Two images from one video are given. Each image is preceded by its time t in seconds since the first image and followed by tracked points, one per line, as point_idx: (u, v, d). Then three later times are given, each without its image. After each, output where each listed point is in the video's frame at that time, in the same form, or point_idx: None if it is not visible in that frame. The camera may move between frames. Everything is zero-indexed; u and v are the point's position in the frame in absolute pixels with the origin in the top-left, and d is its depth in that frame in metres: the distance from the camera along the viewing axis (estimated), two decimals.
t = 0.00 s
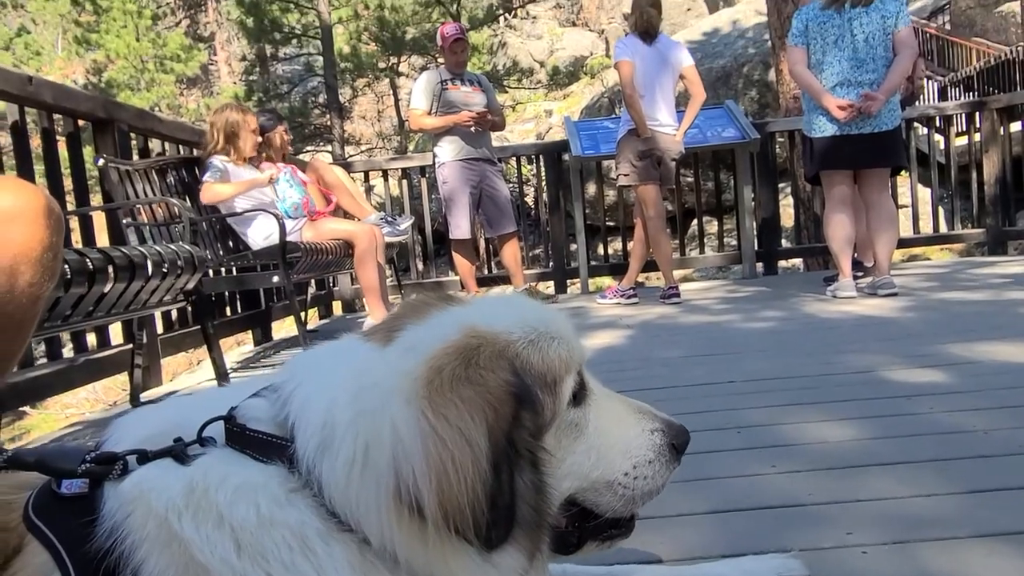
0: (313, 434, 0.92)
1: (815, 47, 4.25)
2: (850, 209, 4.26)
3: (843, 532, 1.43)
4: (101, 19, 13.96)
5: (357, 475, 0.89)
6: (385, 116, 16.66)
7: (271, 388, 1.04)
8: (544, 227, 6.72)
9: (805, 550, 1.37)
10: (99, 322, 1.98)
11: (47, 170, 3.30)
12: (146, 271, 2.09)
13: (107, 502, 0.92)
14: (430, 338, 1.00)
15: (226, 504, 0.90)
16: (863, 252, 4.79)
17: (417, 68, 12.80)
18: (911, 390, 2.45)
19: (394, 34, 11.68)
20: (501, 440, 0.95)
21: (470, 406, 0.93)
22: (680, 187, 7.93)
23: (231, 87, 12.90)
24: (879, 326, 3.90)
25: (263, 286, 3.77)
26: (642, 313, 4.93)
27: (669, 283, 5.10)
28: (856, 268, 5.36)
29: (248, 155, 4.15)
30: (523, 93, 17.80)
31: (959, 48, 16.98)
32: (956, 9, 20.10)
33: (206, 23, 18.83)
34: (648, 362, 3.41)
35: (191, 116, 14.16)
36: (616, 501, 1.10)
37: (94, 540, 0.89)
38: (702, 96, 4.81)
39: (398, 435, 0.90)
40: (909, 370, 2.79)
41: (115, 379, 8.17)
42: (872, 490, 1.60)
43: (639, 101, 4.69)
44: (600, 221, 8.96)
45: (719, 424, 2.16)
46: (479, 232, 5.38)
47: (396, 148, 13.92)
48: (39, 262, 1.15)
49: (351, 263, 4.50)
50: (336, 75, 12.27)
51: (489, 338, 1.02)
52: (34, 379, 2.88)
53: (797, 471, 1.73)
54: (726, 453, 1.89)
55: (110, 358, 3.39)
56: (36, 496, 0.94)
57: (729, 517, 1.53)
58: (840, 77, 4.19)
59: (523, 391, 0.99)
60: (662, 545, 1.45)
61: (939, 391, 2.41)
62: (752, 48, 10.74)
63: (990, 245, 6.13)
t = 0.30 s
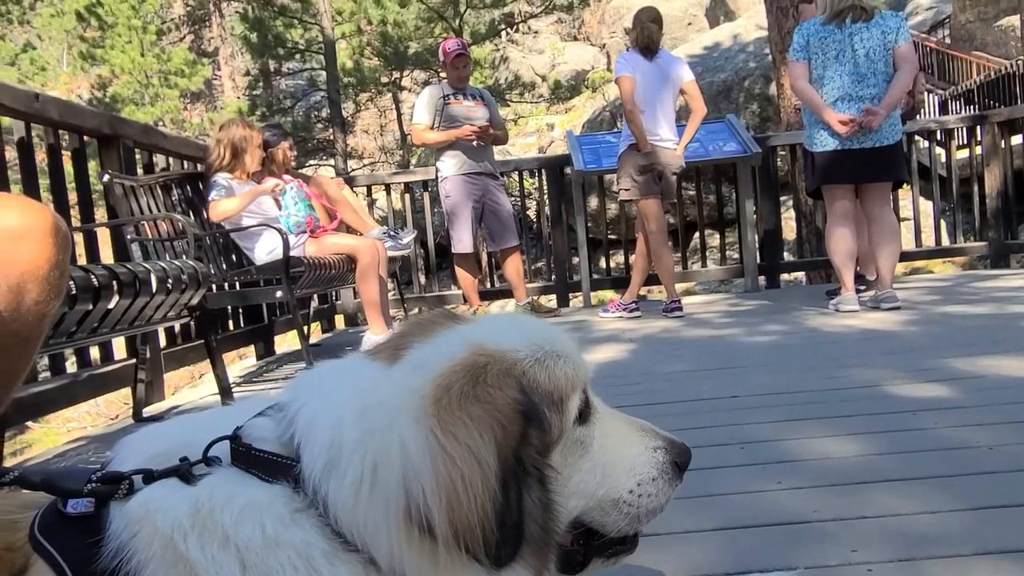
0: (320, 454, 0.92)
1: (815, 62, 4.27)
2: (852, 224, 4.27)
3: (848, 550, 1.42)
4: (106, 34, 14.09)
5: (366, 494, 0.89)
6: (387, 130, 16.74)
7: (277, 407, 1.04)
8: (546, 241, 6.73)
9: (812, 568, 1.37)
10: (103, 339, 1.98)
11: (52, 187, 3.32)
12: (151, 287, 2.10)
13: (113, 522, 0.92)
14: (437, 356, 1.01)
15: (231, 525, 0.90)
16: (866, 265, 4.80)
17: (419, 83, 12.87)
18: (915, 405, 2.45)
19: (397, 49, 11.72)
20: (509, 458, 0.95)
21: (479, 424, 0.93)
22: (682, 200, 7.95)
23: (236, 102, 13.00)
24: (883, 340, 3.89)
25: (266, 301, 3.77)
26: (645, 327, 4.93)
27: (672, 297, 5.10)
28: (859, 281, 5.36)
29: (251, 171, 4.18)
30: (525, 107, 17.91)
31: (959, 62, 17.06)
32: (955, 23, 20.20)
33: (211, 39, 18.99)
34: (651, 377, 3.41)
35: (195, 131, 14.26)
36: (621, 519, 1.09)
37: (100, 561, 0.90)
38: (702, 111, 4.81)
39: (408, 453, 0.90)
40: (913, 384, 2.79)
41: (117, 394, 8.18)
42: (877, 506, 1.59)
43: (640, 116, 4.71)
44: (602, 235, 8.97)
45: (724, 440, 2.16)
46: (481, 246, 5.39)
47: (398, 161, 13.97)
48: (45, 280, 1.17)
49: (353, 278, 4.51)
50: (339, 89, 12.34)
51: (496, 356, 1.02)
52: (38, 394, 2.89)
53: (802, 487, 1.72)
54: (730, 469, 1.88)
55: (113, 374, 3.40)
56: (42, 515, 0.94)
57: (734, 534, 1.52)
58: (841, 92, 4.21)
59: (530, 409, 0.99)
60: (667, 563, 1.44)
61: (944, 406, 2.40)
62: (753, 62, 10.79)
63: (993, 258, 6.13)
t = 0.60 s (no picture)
0: (325, 471, 0.92)
1: (816, 71, 4.28)
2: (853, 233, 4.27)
3: (852, 563, 1.42)
4: (108, 44, 14.18)
5: (373, 511, 0.89)
6: (388, 138, 16.79)
7: (282, 423, 1.04)
8: (547, 250, 6.74)
9: None
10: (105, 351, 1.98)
11: (55, 198, 3.33)
12: (154, 300, 2.10)
13: (119, 540, 0.92)
14: (443, 372, 1.01)
15: (236, 543, 0.90)
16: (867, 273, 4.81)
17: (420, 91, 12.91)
18: (918, 415, 2.45)
19: (398, 58, 11.71)
20: (515, 474, 0.95)
21: (485, 441, 0.94)
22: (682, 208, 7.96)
23: (237, 112, 13.06)
24: (885, 348, 3.89)
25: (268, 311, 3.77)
26: (646, 336, 4.93)
27: (673, 305, 5.11)
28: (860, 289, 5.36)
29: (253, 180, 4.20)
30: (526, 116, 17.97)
31: (958, 69, 17.06)
32: (955, 31, 20.22)
33: (212, 49, 19.11)
34: (653, 387, 3.40)
35: (196, 140, 14.32)
36: (626, 536, 1.10)
37: None
38: (702, 120, 4.82)
39: (415, 470, 0.90)
40: (916, 394, 2.78)
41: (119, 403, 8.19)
42: (881, 518, 1.59)
43: (640, 125, 4.72)
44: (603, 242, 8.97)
45: (727, 450, 2.16)
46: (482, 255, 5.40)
47: (399, 170, 14.01)
48: (49, 295, 1.18)
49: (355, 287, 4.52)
50: (340, 99, 12.38)
51: (501, 373, 1.02)
52: (40, 406, 2.89)
53: (805, 499, 1.72)
54: (734, 480, 1.88)
55: (115, 385, 3.40)
56: (48, 532, 0.94)
57: (737, 547, 1.52)
58: (840, 101, 4.22)
59: (536, 426, 0.99)
60: None
61: (947, 416, 2.40)
62: (753, 70, 10.82)
63: (994, 266, 6.12)
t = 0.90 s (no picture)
0: (330, 493, 0.92)
1: (815, 85, 4.30)
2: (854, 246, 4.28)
3: None
4: (112, 58, 14.30)
5: (377, 533, 0.89)
6: (389, 151, 16.85)
7: (287, 444, 1.05)
8: (549, 262, 6.75)
9: None
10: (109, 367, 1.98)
11: (59, 213, 3.34)
12: (157, 316, 2.10)
13: (123, 560, 0.92)
14: (448, 394, 1.01)
15: (241, 565, 0.90)
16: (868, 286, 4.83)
17: (422, 104, 12.98)
18: (921, 430, 2.45)
19: (399, 71, 11.85)
20: (520, 495, 0.95)
21: (491, 463, 0.94)
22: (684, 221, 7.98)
23: (240, 126, 13.15)
24: (887, 362, 3.88)
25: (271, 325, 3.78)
26: (648, 349, 4.93)
27: (675, 318, 5.11)
28: (862, 302, 5.36)
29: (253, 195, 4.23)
30: (527, 129, 18.05)
31: (957, 81, 17.12)
32: (954, 44, 20.29)
33: (216, 62, 19.24)
34: (655, 401, 3.40)
35: (199, 154, 14.40)
36: (631, 557, 1.09)
37: None
38: (702, 133, 4.83)
39: (420, 491, 0.90)
40: (919, 408, 2.78)
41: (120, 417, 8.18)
42: (885, 535, 1.59)
43: (640, 139, 4.74)
44: (605, 255, 8.98)
45: (731, 465, 2.15)
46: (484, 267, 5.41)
47: (400, 183, 14.07)
48: (53, 313, 1.20)
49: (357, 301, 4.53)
50: (342, 112, 12.45)
51: (506, 394, 1.03)
52: (42, 420, 2.89)
53: (809, 515, 1.72)
54: (738, 496, 1.88)
55: (117, 399, 3.40)
56: (52, 554, 0.94)
57: (742, 565, 1.51)
58: (840, 115, 4.24)
59: (541, 447, 0.99)
60: None
61: (950, 431, 2.40)
62: (753, 83, 10.88)
63: (996, 279, 6.11)
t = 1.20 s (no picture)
0: (336, 526, 0.91)
1: (816, 102, 4.32)
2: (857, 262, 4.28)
3: None
4: (116, 73, 14.41)
5: (383, 567, 0.88)
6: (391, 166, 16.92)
7: (291, 475, 1.04)
8: (550, 277, 6.75)
9: None
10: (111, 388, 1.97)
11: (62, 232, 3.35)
12: (161, 336, 2.09)
13: None
14: (453, 426, 1.00)
15: None
16: (870, 301, 4.93)
17: (424, 119, 13.04)
18: (927, 450, 2.43)
19: (401, 86, 11.90)
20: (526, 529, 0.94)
21: (496, 496, 0.93)
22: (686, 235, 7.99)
23: (242, 141, 13.21)
24: (890, 379, 3.87)
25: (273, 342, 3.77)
26: (651, 365, 4.92)
27: (677, 333, 5.11)
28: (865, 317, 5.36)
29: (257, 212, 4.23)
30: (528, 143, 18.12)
31: (957, 96, 17.18)
32: (953, 59, 20.40)
33: (219, 77, 19.38)
34: (658, 419, 3.39)
35: (202, 168, 14.47)
36: None
37: None
38: (704, 149, 4.85)
39: (425, 524, 0.89)
40: (924, 428, 2.77)
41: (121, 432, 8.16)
42: (892, 559, 1.58)
43: (642, 156, 4.75)
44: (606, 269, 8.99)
45: (736, 486, 2.14)
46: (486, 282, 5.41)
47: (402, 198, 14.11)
48: (58, 338, 1.20)
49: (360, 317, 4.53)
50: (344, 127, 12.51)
51: (512, 426, 1.02)
52: (44, 439, 2.88)
53: (815, 539, 1.71)
54: (743, 519, 1.87)
55: (118, 417, 3.39)
56: None
57: None
58: (841, 132, 4.25)
59: (547, 480, 0.99)
60: None
61: (956, 451, 2.39)
62: (753, 97, 10.91)
63: (998, 294, 6.11)
